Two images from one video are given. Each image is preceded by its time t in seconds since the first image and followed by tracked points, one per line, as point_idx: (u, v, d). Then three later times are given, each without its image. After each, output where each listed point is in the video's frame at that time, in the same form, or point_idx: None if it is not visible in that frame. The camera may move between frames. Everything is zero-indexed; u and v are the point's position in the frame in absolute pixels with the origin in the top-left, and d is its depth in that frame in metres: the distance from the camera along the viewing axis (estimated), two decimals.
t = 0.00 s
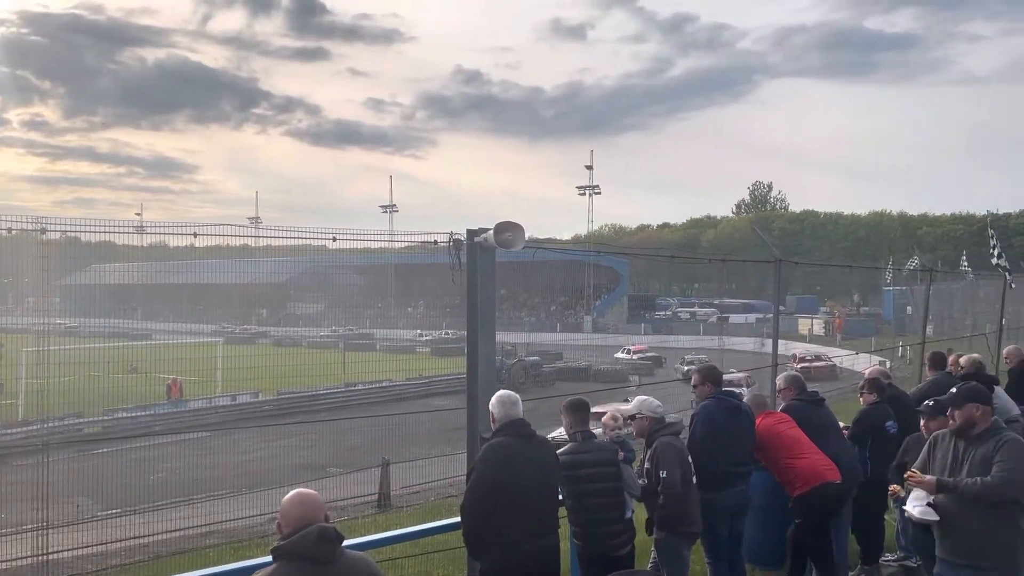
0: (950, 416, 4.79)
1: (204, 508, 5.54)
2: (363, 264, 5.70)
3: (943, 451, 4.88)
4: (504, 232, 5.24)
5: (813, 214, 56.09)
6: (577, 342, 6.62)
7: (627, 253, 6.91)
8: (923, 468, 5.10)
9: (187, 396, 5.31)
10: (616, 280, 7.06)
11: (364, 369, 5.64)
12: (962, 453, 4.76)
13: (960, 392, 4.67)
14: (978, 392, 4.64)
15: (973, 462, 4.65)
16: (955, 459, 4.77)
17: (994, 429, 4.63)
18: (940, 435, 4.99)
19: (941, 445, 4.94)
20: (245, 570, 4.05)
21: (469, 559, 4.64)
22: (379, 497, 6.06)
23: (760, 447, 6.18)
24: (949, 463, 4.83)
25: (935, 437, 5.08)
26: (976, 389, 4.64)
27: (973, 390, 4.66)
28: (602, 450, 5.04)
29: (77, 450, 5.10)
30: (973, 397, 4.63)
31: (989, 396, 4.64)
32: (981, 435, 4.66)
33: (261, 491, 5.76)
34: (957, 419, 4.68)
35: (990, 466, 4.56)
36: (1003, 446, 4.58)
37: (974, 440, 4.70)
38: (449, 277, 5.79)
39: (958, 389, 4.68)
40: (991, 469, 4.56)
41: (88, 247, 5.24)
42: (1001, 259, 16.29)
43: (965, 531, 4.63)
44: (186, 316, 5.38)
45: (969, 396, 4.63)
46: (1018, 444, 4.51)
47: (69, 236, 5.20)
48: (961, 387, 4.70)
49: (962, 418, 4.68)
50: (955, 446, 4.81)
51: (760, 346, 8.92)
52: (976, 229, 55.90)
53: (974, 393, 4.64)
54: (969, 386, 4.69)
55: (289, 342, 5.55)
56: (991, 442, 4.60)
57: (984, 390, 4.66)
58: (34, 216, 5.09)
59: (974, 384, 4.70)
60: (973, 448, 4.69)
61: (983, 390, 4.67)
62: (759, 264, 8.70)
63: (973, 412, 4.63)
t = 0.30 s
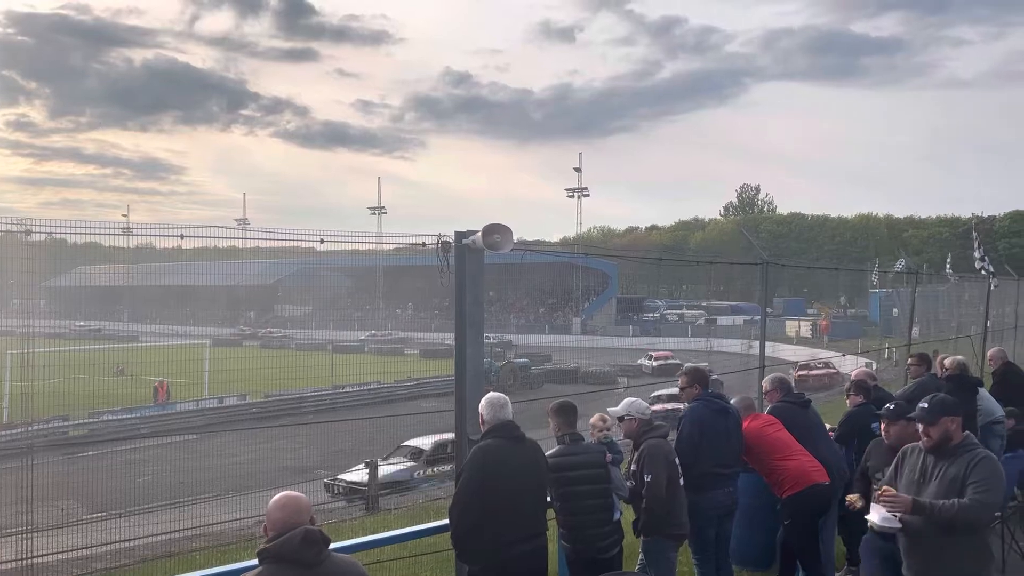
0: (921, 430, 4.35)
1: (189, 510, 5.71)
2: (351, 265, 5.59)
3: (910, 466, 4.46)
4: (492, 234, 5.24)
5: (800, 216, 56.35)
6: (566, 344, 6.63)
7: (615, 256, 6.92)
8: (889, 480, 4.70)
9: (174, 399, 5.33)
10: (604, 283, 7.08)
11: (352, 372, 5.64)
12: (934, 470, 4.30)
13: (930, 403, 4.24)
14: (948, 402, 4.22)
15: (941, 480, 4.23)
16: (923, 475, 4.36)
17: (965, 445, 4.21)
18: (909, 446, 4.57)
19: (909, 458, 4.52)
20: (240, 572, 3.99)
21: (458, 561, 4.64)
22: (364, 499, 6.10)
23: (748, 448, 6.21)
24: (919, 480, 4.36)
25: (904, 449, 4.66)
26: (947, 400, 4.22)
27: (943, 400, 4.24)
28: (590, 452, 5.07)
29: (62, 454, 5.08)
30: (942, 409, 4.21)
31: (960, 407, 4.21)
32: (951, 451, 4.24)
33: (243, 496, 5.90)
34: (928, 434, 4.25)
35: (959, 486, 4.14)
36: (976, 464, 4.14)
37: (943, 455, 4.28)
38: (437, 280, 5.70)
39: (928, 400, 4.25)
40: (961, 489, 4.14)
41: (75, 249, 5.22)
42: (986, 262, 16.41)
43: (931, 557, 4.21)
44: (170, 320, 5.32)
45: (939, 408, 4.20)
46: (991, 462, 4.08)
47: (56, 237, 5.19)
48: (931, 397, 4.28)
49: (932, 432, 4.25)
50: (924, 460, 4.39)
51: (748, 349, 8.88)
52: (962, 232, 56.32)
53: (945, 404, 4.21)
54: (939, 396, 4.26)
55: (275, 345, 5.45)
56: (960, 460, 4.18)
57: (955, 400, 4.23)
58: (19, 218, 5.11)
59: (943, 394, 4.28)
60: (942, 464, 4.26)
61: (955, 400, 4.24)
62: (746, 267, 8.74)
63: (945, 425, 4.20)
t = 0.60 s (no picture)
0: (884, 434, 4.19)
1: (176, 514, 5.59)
2: (338, 267, 5.61)
3: (875, 473, 4.30)
4: (480, 236, 5.24)
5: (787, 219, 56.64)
6: (554, 345, 6.64)
7: (603, 258, 6.93)
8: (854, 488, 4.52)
9: (160, 400, 5.30)
10: (592, 285, 7.08)
11: (338, 374, 5.59)
12: (898, 477, 4.15)
13: (894, 406, 4.09)
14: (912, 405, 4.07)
15: (907, 485, 4.07)
16: (888, 481, 4.20)
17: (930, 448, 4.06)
18: (873, 452, 4.41)
19: (873, 464, 4.36)
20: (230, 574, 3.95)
21: (445, 562, 4.64)
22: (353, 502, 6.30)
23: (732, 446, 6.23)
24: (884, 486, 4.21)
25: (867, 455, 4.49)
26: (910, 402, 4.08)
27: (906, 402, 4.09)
28: (578, 454, 5.07)
29: (46, 455, 5.11)
30: (906, 412, 4.07)
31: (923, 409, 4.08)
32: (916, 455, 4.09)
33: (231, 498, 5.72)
34: (892, 439, 4.09)
35: (926, 491, 3.99)
36: (941, 468, 4.00)
37: (907, 460, 4.13)
38: (425, 281, 5.72)
39: (892, 403, 4.10)
40: (927, 495, 3.99)
41: (60, 250, 5.18)
42: (970, 265, 16.54)
43: (896, 567, 4.04)
44: (157, 322, 5.30)
45: (903, 411, 4.06)
46: (957, 466, 3.94)
47: (40, 238, 5.11)
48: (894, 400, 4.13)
49: (896, 435, 4.10)
50: (888, 465, 4.24)
51: (735, 351, 8.93)
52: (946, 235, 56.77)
53: (909, 407, 4.06)
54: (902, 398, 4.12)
55: (263, 346, 5.46)
56: (925, 464, 4.03)
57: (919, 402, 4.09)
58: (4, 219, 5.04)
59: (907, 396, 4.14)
60: (907, 470, 4.11)
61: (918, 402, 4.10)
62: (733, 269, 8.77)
63: (909, 429, 4.05)
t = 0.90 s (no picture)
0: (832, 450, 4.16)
1: (161, 516, 5.62)
2: (326, 267, 5.58)
3: (824, 491, 4.26)
4: (469, 237, 5.24)
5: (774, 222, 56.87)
6: (543, 347, 6.64)
7: (591, 259, 6.93)
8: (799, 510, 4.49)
9: (146, 402, 5.26)
10: (581, 286, 7.09)
11: (325, 375, 5.59)
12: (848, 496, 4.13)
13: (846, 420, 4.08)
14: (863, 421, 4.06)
15: (859, 505, 4.06)
16: (838, 499, 4.17)
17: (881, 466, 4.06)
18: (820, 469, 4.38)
19: (821, 481, 4.33)
20: None
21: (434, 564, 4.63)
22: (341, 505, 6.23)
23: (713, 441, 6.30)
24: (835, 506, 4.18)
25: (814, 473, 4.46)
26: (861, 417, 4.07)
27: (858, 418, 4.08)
28: (566, 455, 5.07)
29: (33, 457, 4.97)
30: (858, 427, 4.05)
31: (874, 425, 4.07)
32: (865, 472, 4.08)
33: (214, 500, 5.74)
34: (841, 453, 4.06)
35: (879, 511, 3.99)
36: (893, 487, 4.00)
37: (857, 477, 4.11)
38: (414, 282, 5.72)
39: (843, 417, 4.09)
40: (880, 514, 3.98)
41: (46, 250, 5.08)
42: (954, 267, 16.65)
43: None
44: (144, 322, 5.31)
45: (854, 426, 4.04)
46: (909, 485, 3.94)
47: (23, 238, 4.98)
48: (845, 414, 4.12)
49: (846, 451, 4.07)
50: (837, 483, 4.21)
51: (722, 352, 8.97)
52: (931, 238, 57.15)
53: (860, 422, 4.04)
54: (853, 413, 4.11)
55: (250, 348, 5.42)
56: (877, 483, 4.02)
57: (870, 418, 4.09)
58: None
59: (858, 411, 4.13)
60: (858, 487, 4.09)
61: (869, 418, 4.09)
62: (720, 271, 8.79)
63: (860, 445, 4.03)
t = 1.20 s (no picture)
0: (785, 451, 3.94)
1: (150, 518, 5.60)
2: (315, 267, 5.59)
3: (775, 497, 4.00)
4: (459, 238, 5.25)
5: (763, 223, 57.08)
6: (533, 348, 6.65)
7: (581, 260, 6.94)
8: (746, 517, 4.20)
9: (133, 402, 5.24)
10: (571, 287, 7.10)
11: (315, 376, 5.57)
12: (801, 503, 3.88)
13: (799, 422, 3.85)
14: (818, 423, 3.84)
15: (813, 513, 3.80)
16: (790, 506, 3.91)
17: (837, 472, 3.82)
18: (769, 474, 4.13)
19: (772, 487, 4.07)
20: None
21: (422, 565, 4.63)
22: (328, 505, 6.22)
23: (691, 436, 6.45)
24: (787, 514, 3.91)
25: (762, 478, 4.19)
26: (816, 420, 3.85)
27: (812, 420, 3.86)
28: (556, 456, 5.07)
29: (17, 458, 4.96)
30: (812, 430, 3.82)
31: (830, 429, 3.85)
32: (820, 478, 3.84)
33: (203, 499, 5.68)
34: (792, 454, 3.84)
35: (835, 521, 3.74)
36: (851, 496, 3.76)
37: (811, 484, 3.87)
38: (404, 282, 5.74)
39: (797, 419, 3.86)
40: (836, 525, 3.73)
41: (32, 249, 5.05)
42: (942, 269, 16.76)
43: None
44: (132, 323, 5.25)
45: (809, 428, 3.81)
46: (869, 494, 3.71)
47: (12, 237, 4.94)
48: (799, 417, 3.89)
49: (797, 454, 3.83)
50: (790, 490, 3.95)
51: (711, 354, 9.01)
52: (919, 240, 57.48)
53: (815, 424, 3.82)
54: (808, 416, 3.88)
55: (239, 348, 5.39)
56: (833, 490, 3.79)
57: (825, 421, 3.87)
58: None
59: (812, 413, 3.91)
60: (812, 494, 3.85)
61: (824, 421, 3.87)
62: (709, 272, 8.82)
63: (814, 449, 3.80)
